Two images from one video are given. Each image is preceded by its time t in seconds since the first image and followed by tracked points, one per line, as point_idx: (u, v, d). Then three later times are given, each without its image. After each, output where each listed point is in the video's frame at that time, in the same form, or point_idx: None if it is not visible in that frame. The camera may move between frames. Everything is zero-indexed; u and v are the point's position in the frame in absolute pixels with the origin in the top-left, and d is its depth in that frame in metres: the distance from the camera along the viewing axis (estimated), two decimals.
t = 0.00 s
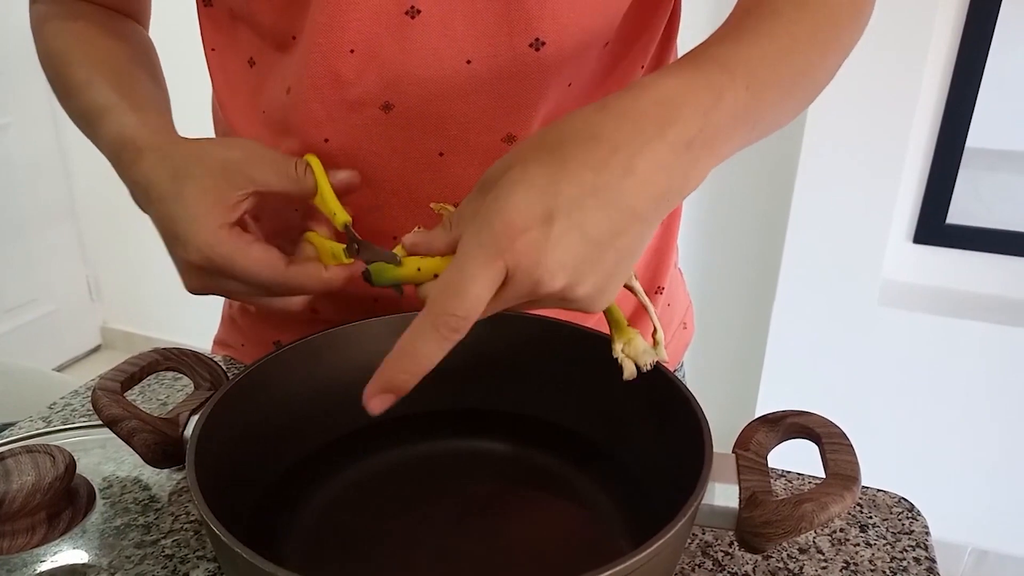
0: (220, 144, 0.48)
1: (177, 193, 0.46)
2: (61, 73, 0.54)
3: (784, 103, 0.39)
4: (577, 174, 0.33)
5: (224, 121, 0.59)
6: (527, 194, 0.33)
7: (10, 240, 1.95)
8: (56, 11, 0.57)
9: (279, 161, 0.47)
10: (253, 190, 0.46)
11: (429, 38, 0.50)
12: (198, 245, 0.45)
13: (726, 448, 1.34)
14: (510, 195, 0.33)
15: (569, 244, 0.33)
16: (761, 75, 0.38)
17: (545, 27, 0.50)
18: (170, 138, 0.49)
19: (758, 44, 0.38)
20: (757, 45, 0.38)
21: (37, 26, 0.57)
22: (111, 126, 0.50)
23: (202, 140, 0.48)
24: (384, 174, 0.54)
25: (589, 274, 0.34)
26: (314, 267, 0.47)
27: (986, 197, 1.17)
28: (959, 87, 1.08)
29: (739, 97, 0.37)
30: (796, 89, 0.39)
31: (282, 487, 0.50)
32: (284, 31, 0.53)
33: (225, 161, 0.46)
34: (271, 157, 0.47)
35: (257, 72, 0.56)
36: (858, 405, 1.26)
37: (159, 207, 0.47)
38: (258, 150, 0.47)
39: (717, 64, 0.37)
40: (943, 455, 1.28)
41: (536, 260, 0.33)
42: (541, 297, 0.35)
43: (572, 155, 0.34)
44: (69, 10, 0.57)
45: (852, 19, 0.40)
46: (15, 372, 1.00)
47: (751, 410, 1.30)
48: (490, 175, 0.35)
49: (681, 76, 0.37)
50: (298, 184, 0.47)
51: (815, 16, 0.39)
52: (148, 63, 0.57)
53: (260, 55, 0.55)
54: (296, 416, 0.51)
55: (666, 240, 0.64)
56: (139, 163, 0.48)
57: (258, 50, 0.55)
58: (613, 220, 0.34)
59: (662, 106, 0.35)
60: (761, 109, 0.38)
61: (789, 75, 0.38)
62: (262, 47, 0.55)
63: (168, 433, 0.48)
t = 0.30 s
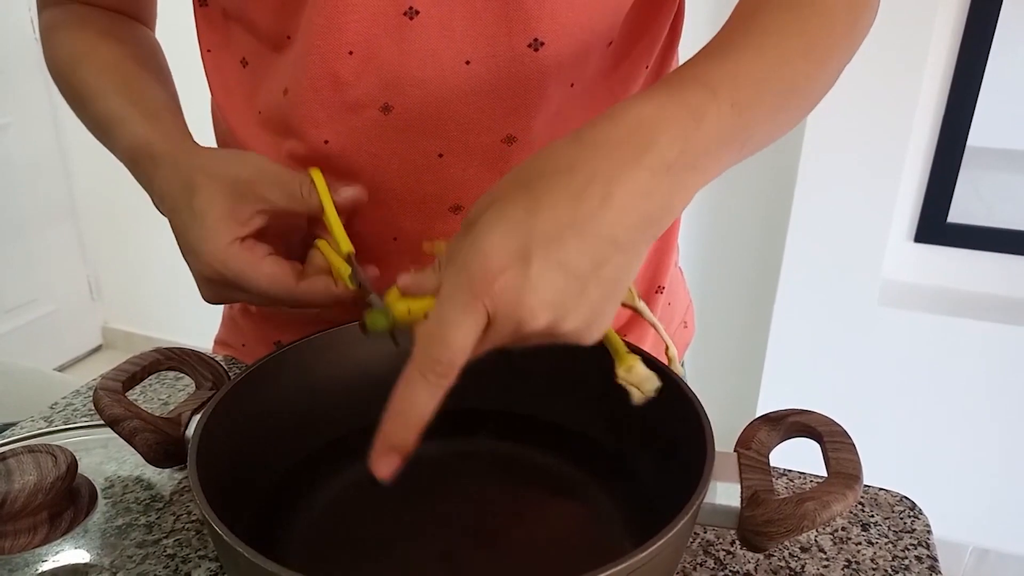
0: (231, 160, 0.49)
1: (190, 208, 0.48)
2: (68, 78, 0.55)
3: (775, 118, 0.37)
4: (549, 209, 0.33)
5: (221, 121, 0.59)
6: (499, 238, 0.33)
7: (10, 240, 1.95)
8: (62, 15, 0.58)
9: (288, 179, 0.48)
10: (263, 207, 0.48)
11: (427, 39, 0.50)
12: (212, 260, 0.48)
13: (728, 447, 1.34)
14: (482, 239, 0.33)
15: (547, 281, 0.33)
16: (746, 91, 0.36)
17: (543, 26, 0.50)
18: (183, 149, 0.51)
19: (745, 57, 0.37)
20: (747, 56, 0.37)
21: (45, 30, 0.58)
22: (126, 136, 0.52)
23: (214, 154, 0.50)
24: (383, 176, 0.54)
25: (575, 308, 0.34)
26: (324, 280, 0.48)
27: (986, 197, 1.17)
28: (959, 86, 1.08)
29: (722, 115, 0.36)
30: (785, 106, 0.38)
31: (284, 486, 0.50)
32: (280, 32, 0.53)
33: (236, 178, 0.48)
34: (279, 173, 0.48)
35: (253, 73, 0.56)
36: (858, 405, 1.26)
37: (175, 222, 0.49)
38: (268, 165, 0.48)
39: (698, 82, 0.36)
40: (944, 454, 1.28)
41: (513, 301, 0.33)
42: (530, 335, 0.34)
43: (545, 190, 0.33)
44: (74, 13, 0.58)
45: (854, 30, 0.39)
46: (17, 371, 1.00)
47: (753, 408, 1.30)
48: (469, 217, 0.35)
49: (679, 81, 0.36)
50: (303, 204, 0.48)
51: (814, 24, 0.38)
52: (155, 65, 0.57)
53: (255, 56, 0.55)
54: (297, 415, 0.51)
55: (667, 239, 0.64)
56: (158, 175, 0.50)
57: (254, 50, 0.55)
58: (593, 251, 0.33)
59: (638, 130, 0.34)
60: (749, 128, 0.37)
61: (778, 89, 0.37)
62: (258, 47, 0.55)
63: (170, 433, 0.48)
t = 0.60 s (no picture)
0: (235, 163, 0.49)
1: (186, 204, 0.48)
2: (69, 77, 0.55)
3: (768, 113, 0.37)
4: (540, 220, 0.33)
5: (219, 121, 0.59)
6: (494, 257, 0.33)
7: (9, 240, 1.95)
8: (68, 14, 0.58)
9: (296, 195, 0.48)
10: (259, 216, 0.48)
11: (423, 39, 0.49)
12: (203, 260, 0.47)
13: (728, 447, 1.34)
14: (479, 260, 0.33)
15: (549, 291, 0.32)
16: (735, 86, 0.36)
17: (541, 26, 0.50)
18: (183, 142, 0.50)
19: (734, 57, 0.37)
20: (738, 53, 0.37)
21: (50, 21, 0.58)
22: (127, 124, 0.52)
23: (217, 153, 0.49)
24: (380, 177, 0.54)
25: (585, 314, 0.33)
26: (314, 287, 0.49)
27: (985, 196, 1.17)
28: (958, 86, 1.09)
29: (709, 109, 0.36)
30: (781, 104, 0.37)
31: (284, 486, 0.50)
32: (277, 31, 0.53)
33: (237, 183, 0.48)
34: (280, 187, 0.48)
35: (249, 73, 0.55)
36: (858, 404, 1.26)
37: (167, 214, 0.49)
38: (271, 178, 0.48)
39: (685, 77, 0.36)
40: (944, 453, 1.28)
41: (517, 318, 0.33)
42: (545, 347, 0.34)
43: (536, 199, 0.33)
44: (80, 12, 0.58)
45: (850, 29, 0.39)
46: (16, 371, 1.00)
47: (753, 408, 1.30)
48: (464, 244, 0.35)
49: (673, 78, 0.37)
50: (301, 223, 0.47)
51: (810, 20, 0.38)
52: (156, 64, 0.57)
53: (251, 55, 0.55)
54: (297, 416, 0.51)
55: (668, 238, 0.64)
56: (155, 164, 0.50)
57: (250, 50, 0.55)
58: (592, 255, 0.33)
59: (626, 129, 0.34)
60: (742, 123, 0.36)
61: (769, 85, 0.37)
62: (255, 47, 0.55)
63: (170, 432, 0.48)
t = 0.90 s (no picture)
0: (227, 151, 0.48)
1: (155, 169, 0.46)
2: (82, 77, 0.55)
3: (758, 108, 0.38)
4: (542, 191, 0.32)
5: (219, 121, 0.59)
6: (501, 222, 0.32)
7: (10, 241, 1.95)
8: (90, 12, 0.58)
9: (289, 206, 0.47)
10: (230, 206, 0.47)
11: (416, 40, 0.50)
12: (129, 217, 0.45)
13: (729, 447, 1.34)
14: (485, 222, 0.32)
15: (550, 261, 0.32)
16: (725, 79, 0.36)
17: (535, 26, 0.49)
18: (180, 123, 0.49)
19: (722, 48, 0.37)
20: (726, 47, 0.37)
21: (79, 12, 0.58)
22: (133, 105, 0.51)
23: (215, 135, 0.49)
24: (374, 177, 0.54)
25: (579, 286, 0.33)
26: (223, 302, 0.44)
27: (986, 196, 1.17)
28: (958, 87, 1.09)
29: (702, 100, 0.36)
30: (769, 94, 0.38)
31: (285, 485, 0.50)
32: (275, 31, 0.53)
33: (216, 166, 0.47)
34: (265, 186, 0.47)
35: (247, 72, 0.56)
36: (859, 404, 1.26)
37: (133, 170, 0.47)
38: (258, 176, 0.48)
39: (675, 72, 0.36)
40: (945, 453, 1.28)
41: (516, 284, 0.32)
42: (533, 320, 0.33)
43: (536, 171, 0.33)
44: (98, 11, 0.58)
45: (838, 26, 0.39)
46: (18, 371, 1.00)
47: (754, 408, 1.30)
48: (460, 207, 0.34)
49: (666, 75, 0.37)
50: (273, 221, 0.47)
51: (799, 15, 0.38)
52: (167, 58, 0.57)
53: (251, 56, 0.55)
54: (298, 415, 0.51)
55: (667, 240, 0.64)
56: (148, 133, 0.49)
57: (250, 50, 0.55)
58: (590, 233, 0.32)
59: (620, 113, 0.34)
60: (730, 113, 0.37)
61: (759, 78, 0.37)
62: (254, 47, 0.55)
63: (173, 432, 0.48)
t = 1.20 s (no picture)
0: (237, 168, 0.45)
1: (164, 197, 0.43)
2: (79, 78, 0.54)
3: (734, 101, 0.39)
4: (556, 168, 0.33)
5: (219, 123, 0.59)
6: (519, 198, 0.33)
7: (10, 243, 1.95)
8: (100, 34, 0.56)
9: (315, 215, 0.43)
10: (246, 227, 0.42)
11: (420, 40, 0.50)
12: (137, 253, 0.41)
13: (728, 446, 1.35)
14: (505, 195, 0.33)
15: (561, 238, 0.33)
16: (707, 74, 0.38)
17: (538, 26, 0.50)
18: (184, 141, 0.47)
19: (699, 45, 0.39)
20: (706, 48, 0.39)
21: (94, 24, 0.57)
22: (137, 130, 0.49)
23: (225, 155, 0.45)
24: (377, 177, 0.54)
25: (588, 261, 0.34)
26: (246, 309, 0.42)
27: (985, 195, 1.17)
28: (957, 86, 1.09)
29: (688, 92, 0.37)
30: (744, 92, 0.40)
31: (284, 488, 0.51)
32: (276, 34, 0.53)
33: (225, 185, 0.43)
34: (277, 199, 0.43)
35: (249, 75, 0.56)
36: (858, 404, 1.27)
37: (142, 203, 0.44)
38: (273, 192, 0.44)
39: (659, 67, 0.38)
40: (944, 452, 1.28)
41: (531, 259, 0.33)
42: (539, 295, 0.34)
43: (547, 148, 0.34)
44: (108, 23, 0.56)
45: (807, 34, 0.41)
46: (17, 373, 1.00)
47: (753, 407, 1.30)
48: (473, 172, 0.35)
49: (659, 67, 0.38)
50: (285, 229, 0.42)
51: (772, 22, 0.40)
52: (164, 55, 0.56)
53: (252, 58, 0.55)
54: (298, 417, 0.51)
55: (665, 237, 0.64)
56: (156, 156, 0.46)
57: (250, 53, 0.55)
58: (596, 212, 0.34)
59: (613, 101, 0.36)
60: (710, 108, 0.39)
61: (736, 76, 0.39)
62: (255, 50, 0.55)
63: (172, 434, 0.48)
